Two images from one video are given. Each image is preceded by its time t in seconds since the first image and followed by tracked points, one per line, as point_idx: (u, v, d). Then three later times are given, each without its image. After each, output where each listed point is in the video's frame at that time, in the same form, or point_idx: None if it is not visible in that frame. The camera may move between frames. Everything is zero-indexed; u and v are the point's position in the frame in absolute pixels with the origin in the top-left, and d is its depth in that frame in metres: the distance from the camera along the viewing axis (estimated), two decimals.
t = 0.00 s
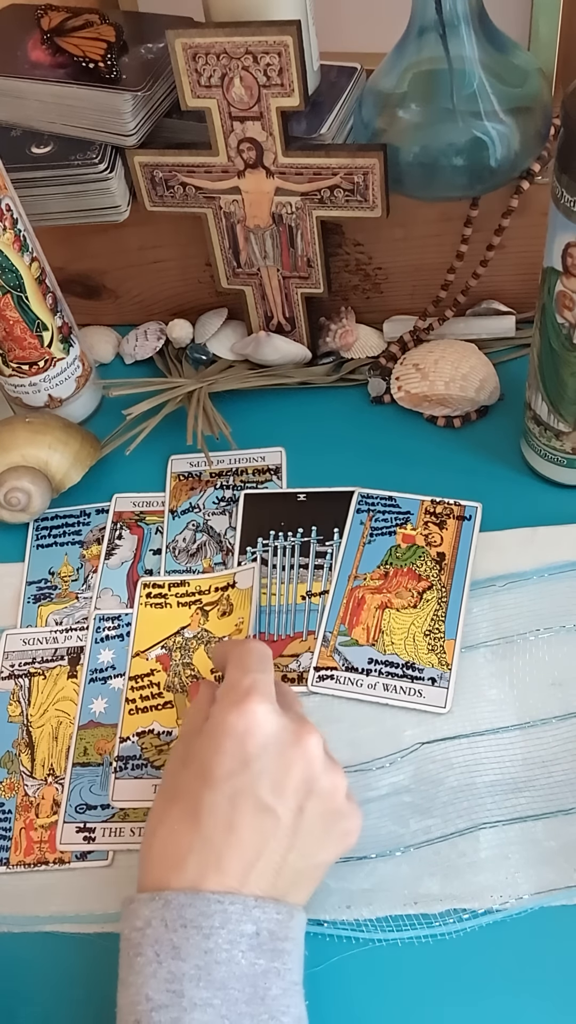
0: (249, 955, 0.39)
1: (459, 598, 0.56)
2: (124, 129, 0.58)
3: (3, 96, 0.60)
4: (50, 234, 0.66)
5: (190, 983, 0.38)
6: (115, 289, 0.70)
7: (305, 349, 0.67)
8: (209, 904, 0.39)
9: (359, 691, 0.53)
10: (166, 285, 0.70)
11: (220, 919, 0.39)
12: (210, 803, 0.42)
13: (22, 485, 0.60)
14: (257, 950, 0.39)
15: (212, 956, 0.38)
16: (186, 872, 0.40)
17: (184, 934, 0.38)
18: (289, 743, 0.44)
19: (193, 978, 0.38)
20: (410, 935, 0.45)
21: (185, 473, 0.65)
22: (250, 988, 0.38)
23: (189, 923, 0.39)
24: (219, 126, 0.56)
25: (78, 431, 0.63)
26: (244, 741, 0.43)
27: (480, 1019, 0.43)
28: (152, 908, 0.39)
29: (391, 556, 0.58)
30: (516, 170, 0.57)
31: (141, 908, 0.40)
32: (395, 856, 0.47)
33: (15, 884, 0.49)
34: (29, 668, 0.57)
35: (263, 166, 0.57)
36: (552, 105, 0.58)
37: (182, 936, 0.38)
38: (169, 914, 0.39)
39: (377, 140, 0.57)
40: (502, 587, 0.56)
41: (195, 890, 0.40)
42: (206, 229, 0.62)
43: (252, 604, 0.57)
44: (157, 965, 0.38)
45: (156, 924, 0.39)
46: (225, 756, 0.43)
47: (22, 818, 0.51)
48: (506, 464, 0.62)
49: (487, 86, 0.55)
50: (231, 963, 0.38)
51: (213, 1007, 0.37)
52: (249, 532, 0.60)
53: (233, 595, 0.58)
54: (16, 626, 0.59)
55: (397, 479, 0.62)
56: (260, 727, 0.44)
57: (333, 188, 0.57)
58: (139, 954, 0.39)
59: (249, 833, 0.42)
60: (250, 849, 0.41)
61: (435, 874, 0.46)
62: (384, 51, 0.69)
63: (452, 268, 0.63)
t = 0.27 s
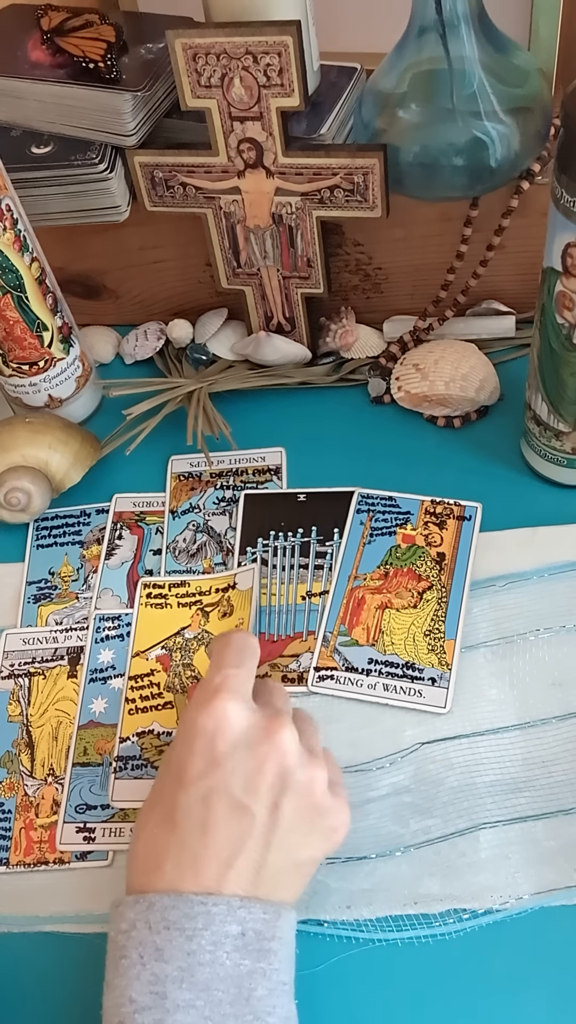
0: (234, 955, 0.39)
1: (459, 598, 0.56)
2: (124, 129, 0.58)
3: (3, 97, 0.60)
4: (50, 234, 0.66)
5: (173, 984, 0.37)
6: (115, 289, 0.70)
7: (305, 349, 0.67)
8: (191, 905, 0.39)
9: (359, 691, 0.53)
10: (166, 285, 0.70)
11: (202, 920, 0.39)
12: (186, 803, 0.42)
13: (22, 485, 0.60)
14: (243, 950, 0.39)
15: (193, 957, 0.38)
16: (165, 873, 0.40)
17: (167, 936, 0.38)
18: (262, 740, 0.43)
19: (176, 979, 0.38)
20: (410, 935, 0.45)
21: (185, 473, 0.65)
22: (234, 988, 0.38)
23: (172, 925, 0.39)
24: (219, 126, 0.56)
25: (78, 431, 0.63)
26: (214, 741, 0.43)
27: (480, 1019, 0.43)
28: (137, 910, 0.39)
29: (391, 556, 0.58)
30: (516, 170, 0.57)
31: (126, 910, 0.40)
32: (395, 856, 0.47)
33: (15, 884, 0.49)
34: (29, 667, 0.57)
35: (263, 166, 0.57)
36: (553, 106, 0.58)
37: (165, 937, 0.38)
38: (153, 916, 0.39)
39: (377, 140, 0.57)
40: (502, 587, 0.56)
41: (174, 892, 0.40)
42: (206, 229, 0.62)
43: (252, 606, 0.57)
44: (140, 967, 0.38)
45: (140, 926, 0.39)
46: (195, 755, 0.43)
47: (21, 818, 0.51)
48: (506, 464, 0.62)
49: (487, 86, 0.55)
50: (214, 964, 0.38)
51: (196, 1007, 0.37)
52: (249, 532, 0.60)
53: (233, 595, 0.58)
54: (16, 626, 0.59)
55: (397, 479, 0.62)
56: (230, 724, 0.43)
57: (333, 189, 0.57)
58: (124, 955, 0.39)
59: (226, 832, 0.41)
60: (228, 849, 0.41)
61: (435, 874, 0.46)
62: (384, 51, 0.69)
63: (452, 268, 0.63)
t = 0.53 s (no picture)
0: (253, 957, 0.37)
1: (459, 597, 0.56)
2: (124, 129, 0.58)
3: (3, 97, 0.60)
4: (50, 234, 0.66)
5: (189, 982, 0.36)
6: (115, 289, 0.71)
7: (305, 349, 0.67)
8: (210, 903, 0.37)
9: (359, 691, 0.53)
10: (166, 285, 0.70)
11: (221, 919, 0.37)
12: (191, 808, 0.39)
13: (22, 485, 0.60)
14: (261, 952, 0.37)
15: (211, 957, 0.36)
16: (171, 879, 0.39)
17: (184, 934, 0.37)
18: (266, 741, 0.39)
19: (192, 977, 0.36)
20: (410, 935, 0.45)
21: (185, 473, 0.65)
22: (252, 990, 0.37)
23: (189, 923, 0.37)
24: (219, 126, 0.56)
25: (78, 431, 0.63)
26: (215, 744, 0.39)
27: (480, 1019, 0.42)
28: (154, 908, 0.38)
29: (391, 556, 0.58)
30: (516, 170, 0.57)
31: (142, 907, 0.38)
32: (395, 856, 0.47)
33: (15, 884, 0.49)
34: (29, 667, 0.57)
35: (263, 166, 0.57)
36: (553, 106, 0.58)
37: (182, 936, 0.37)
38: (169, 914, 0.37)
39: (378, 139, 0.57)
40: (502, 587, 0.56)
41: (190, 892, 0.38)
42: (206, 229, 0.62)
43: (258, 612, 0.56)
44: (156, 965, 0.37)
45: (157, 924, 0.37)
46: (197, 761, 0.40)
47: (21, 818, 0.51)
48: (506, 464, 0.62)
49: (487, 86, 0.55)
50: (232, 964, 0.36)
51: (213, 1007, 0.36)
52: (249, 532, 0.60)
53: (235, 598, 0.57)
54: (16, 626, 0.59)
55: (396, 479, 0.62)
56: (234, 729, 0.39)
57: (333, 188, 0.57)
58: (140, 953, 0.37)
59: (231, 837, 0.39)
60: (236, 853, 0.38)
61: (435, 874, 0.46)
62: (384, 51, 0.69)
63: (452, 268, 0.63)
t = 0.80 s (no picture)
0: None
1: (459, 597, 0.56)
2: (124, 129, 0.58)
3: (3, 97, 0.60)
4: (50, 234, 0.66)
5: None
6: (115, 289, 0.71)
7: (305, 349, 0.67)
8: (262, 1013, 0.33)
9: (358, 691, 0.53)
10: (166, 285, 0.70)
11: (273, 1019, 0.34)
12: (141, 890, 0.36)
13: (22, 485, 0.60)
14: None
15: None
16: (141, 972, 0.34)
17: None
18: (218, 788, 0.36)
19: None
20: (409, 935, 0.45)
21: (185, 473, 0.65)
22: None
23: None
24: (219, 126, 0.56)
25: (78, 431, 0.63)
26: (156, 812, 0.36)
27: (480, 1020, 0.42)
28: None
29: (391, 556, 0.58)
30: (516, 171, 0.57)
31: None
32: (395, 856, 0.47)
33: (15, 884, 0.49)
34: (28, 667, 0.57)
35: (263, 166, 0.58)
36: (552, 106, 0.58)
37: None
38: None
39: (377, 139, 0.57)
40: (502, 587, 0.56)
41: (153, 996, 0.33)
42: (206, 229, 0.62)
43: (258, 613, 0.57)
44: None
45: None
46: (139, 835, 0.36)
47: (21, 818, 0.51)
48: (506, 464, 0.62)
49: (487, 86, 0.55)
50: None
51: None
52: (249, 532, 0.60)
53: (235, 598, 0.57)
54: (15, 626, 0.59)
55: (396, 479, 0.62)
56: (175, 788, 0.36)
57: (333, 188, 0.57)
58: None
59: (192, 905, 0.35)
60: (206, 921, 0.35)
61: (434, 874, 0.46)
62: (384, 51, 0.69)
63: (452, 268, 0.63)
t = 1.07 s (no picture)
0: None
1: (459, 597, 0.56)
2: (124, 129, 0.58)
3: (3, 97, 0.60)
4: (50, 234, 0.66)
5: None
6: (115, 289, 0.71)
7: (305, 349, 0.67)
8: None
9: (359, 691, 0.53)
10: (166, 285, 0.70)
11: None
12: (178, 958, 0.35)
13: (22, 484, 0.60)
14: None
15: None
16: None
17: None
18: (280, 827, 0.36)
19: None
20: (410, 935, 0.45)
21: (185, 473, 0.65)
22: None
23: None
24: (219, 126, 0.56)
25: (78, 431, 0.63)
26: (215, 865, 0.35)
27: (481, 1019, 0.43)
28: None
29: (391, 556, 0.58)
30: (516, 171, 0.57)
31: None
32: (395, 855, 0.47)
33: (15, 884, 0.49)
34: (28, 667, 0.57)
35: (263, 166, 0.57)
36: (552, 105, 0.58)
37: None
38: None
39: (378, 140, 0.57)
40: (502, 587, 0.56)
41: None
42: (206, 229, 0.62)
43: (259, 613, 0.57)
44: None
45: None
46: (183, 900, 0.35)
47: (21, 818, 0.51)
48: (506, 464, 0.62)
49: (487, 86, 0.55)
50: None
51: None
52: (249, 532, 0.60)
53: (235, 598, 0.57)
54: (16, 626, 0.59)
55: (396, 479, 0.62)
56: (232, 848, 0.36)
57: (333, 188, 0.57)
58: None
59: (224, 990, 0.34)
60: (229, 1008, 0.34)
61: (435, 874, 0.46)
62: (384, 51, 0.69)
63: (452, 268, 0.63)
